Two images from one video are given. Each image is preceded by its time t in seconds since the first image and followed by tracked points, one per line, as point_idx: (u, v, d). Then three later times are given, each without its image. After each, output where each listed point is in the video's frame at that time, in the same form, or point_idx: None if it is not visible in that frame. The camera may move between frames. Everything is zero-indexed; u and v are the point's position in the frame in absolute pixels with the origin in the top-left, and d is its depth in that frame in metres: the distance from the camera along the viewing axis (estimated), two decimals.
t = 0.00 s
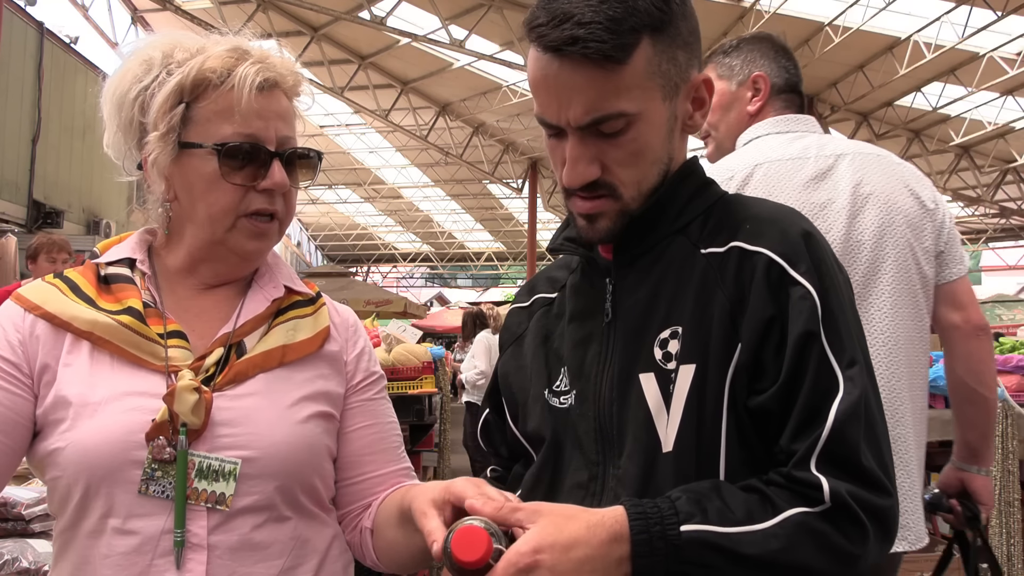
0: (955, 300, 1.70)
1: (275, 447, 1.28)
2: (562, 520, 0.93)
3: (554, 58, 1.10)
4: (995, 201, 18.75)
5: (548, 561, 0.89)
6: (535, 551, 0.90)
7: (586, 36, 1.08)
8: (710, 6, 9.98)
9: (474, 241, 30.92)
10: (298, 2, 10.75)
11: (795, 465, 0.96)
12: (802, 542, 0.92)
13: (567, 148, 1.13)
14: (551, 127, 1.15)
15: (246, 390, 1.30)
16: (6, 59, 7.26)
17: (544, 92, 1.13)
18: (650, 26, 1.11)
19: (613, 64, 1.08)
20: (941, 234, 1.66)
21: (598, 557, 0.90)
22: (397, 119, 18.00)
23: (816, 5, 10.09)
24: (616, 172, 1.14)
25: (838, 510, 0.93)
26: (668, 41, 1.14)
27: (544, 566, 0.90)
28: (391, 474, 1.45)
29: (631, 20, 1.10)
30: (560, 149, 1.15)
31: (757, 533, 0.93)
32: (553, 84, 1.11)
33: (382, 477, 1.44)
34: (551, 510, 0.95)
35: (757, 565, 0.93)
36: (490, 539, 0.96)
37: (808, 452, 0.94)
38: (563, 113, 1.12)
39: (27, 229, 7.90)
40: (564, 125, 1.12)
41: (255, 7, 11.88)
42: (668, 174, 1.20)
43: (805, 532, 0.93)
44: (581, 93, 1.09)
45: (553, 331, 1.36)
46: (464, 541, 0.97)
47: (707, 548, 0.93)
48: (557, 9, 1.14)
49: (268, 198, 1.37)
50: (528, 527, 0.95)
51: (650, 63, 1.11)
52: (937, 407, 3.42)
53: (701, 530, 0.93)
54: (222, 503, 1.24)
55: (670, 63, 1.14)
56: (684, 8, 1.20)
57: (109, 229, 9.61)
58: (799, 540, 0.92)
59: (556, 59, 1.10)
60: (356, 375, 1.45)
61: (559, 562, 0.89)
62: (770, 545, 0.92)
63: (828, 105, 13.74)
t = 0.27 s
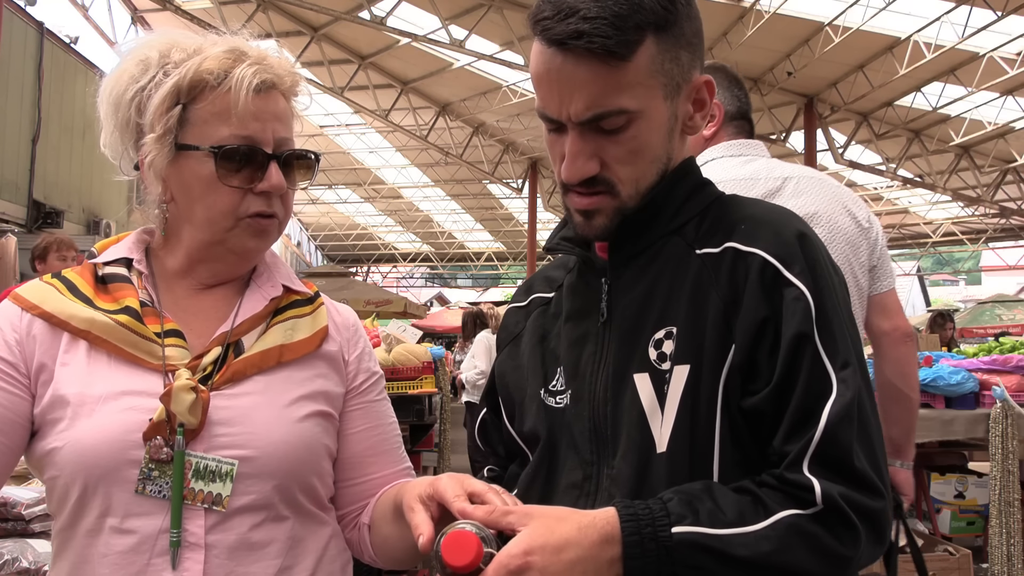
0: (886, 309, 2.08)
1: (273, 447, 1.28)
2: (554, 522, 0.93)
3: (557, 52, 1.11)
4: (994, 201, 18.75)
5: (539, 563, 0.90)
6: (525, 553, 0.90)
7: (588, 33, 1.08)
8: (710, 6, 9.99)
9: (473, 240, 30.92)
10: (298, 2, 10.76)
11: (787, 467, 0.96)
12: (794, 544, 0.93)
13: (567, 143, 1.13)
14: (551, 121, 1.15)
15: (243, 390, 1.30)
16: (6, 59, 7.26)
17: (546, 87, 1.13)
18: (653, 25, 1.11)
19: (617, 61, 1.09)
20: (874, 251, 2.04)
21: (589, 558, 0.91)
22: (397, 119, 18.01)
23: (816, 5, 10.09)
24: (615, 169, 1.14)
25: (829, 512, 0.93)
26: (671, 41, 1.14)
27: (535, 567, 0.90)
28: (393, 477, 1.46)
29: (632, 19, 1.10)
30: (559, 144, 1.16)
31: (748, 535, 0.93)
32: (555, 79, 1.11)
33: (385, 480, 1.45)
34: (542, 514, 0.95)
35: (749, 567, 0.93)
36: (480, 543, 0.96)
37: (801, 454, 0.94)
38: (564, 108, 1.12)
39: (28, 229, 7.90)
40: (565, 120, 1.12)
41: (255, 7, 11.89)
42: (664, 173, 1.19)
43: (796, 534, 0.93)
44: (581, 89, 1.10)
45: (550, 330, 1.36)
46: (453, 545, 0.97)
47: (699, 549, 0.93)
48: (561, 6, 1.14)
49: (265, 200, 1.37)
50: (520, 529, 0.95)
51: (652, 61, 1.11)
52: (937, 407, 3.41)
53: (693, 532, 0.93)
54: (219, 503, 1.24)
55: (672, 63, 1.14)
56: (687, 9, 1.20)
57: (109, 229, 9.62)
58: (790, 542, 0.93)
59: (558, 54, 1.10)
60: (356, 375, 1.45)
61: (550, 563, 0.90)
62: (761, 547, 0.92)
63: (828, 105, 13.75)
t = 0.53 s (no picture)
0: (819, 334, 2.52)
1: (271, 447, 1.28)
2: (549, 525, 0.93)
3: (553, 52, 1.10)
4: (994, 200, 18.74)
5: (534, 566, 0.89)
6: (520, 557, 0.89)
7: (584, 33, 1.07)
8: (710, 6, 9.99)
9: (473, 240, 30.92)
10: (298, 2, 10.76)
11: (782, 469, 0.96)
12: (789, 547, 0.92)
13: (563, 143, 1.13)
14: (547, 121, 1.15)
15: (241, 389, 1.30)
16: (6, 59, 7.26)
17: (541, 86, 1.13)
18: (651, 24, 1.11)
19: (613, 61, 1.08)
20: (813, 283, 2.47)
21: (584, 561, 0.90)
22: (397, 119, 18.02)
23: (816, 5, 10.09)
24: (611, 169, 1.14)
25: (825, 515, 0.93)
26: (668, 40, 1.13)
27: (530, 571, 0.89)
28: (393, 476, 1.46)
29: (630, 18, 1.09)
30: (555, 144, 1.16)
31: (743, 538, 0.93)
32: (552, 78, 1.11)
33: (387, 480, 1.45)
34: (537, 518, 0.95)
35: (744, 569, 0.93)
36: (475, 547, 0.95)
37: (797, 456, 0.94)
38: (558, 108, 1.12)
39: (28, 229, 7.90)
40: (560, 119, 1.12)
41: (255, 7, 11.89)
42: (662, 173, 1.19)
43: (791, 537, 0.93)
44: (577, 88, 1.09)
45: (547, 330, 1.36)
46: (446, 549, 0.96)
47: (693, 552, 0.93)
48: (558, 6, 1.13)
49: (263, 200, 1.37)
50: (514, 532, 0.94)
51: (649, 61, 1.11)
52: (937, 407, 3.39)
53: (687, 535, 0.93)
54: (217, 503, 1.24)
55: (669, 62, 1.13)
56: (685, 8, 1.19)
57: (109, 229, 9.62)
58: (786, 545, 0.92)
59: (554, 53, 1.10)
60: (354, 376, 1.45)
61: (544, 567, 0.89)
62: (756, 550, 0.92)
63: (828, 105, 13.75)
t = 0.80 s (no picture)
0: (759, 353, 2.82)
1: (272, 447, 1.28)
2: (548, 526, 0.93)
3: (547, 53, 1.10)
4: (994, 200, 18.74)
5: (533, 568, 0.89)
6: (519, 559, 0.89)
7: (577, 34, 1.07)
8: (710, 6, 9.99)
9: (473, 240, 30.91)
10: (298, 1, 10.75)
11: (782, 470, 0.96)
12: (789, 548, 0.92)
13: (558, 144, 1.13)
14: (543, 122, 1.15)
15: (242, 390, 1.30)
16: (6, 59, 7.26)
17: (536, 87, 1.13)
18: (645, 24, 1.11)
19: (606, 61, 1.08)
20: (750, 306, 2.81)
21: (583, 562, 0.91)
22: (397, 119, 18.02)
23: (816, 5, 10.09)
24: (607, 169, 1.14)
25: (825, 516, 0.93)
26: (663, 40, 1.13)
27: (529, 573, 0.89)
28: (393, 475, 1.46)
29: (624, 18, 1.09)
30: (551, 145, 1.16)
31: (743, 538, 0.93)
32: (546, 79, 1.11)
33: (387, 478, 1.46)
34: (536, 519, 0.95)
35: (743, 570, 0.93)
36: (473, 549, 0.96)
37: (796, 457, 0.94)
38: (553, 109, 1.12)
39: (28, 229, 7.90)
40: (555, 121, 1.12)
41: (255, 7, 11.89)
42: (659, 173, 1.19)
43: (792, 537, 0.93)
44: (572, 88, 1.09)
45: (546, 330, 1.36)
46: (446, 551, 0.97)
47: (693, 553, 0.93)
48: (551, 6, 1.13)
49: (258, 200, 1.37)
50: (514, 534, 0.94)
51: (644, 61, 1.10)
52: (937, 407, 3.39)
53: (686, 536, 0.93)
54: (218, 503, 1.24)
55: (664, 61, 1.13)
56: (681, 8, 1.19)
57: (109, 229, 9.62)
58: (786, 546, 0.92)
59: (548, 55, 1.10)
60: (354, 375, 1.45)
61: (544, 569, 0.89)
62: (755, 550, 0.92)
63: (828, 105, 13.75)
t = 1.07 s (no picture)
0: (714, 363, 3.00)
1: (274, 447, 1.29)
2: (552, 526, 0.93)
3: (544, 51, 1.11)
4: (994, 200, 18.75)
5: (537, 568, 0.90)
6: (523, 560, 0.90)
7: (572, 34, 1.08)
8: (710, 6, 9.99)
9: (473, 241, 30.92)
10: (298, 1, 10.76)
11: (785, 467, 0.96)
12: (793, 546, 0.93)
13: (556, 143, 1.14)
14: (541, 121, 1.16)
15: (244, 390, 1.31)
16: (6, 59, 7.27)
17: (534, 86, 1.14)
18: (641, 22, 1.11)
19: (603, 60, 1.09)
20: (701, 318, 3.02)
21: (588, 562, 0.91)
22: (397, 119, 18.03)
23: (816, 5, 10.09)
24: (606, 169, 1.14)
25: (828, 513, 0.93)
26: (659, 39, 1.13)
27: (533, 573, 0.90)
28: (394, 473, 1.46)
29: (618, 18, 1.10)
30: (550, 144, 1.16)
31: (746, 538, 0.94)
32: (543, 78, 1.12)
33: (387, 477, 1.45)
34: (539, 519, 0.95)
35: (747, 569, 0.93)
36: (476, 550, 0.96)
37: (799, 454, 0.95)
38: (552, 107, 1.12)
39: (27, 229, 7.90)
40: (553, 119, 1.13)
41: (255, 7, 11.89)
42: (658, 173, 1.20)
43: (795, 536, 0.93)
44: (569, 88, 1.10)
45: (547, 329, 1.37)
46: (449, 552, 0.97)
47: (698, 553, 0.93)
48: (546, 6, 1.14)
49: (256, 201, 1.37)
50: (518, 534, 0.94)
51: (640, 60, 1.11)
52: (937, 407, 3.39)
53: (690, 536, 0.94)
54: (222, 504, 1.25)
55: (662, 61, 1.14)
56: (678, 9, 1.19)
57: (109, 229, 9.62)
58: (790, 545, 0.93)
59: (545, 52, 1.11)
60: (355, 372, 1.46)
61: (548, 569, 0.90)
62: (758, 550, 0.93)
63: (828, 104, 13.75)
